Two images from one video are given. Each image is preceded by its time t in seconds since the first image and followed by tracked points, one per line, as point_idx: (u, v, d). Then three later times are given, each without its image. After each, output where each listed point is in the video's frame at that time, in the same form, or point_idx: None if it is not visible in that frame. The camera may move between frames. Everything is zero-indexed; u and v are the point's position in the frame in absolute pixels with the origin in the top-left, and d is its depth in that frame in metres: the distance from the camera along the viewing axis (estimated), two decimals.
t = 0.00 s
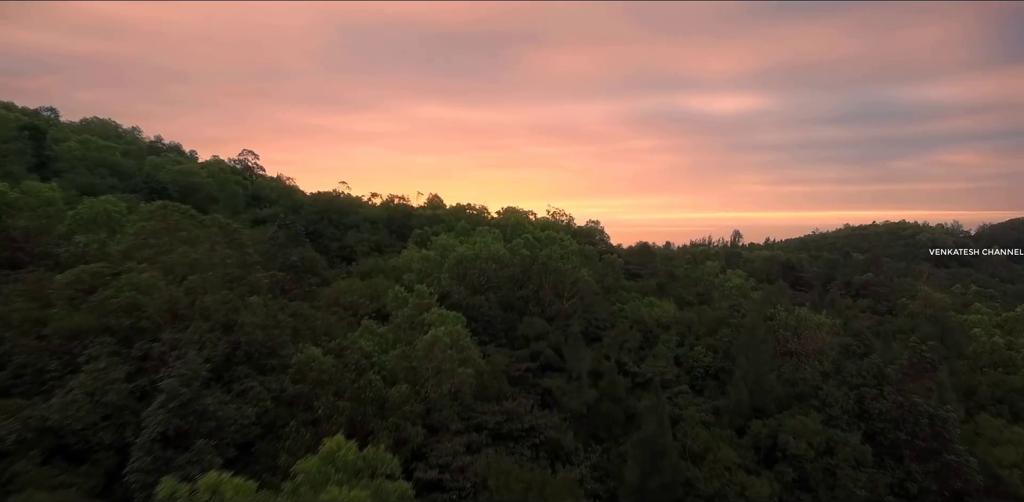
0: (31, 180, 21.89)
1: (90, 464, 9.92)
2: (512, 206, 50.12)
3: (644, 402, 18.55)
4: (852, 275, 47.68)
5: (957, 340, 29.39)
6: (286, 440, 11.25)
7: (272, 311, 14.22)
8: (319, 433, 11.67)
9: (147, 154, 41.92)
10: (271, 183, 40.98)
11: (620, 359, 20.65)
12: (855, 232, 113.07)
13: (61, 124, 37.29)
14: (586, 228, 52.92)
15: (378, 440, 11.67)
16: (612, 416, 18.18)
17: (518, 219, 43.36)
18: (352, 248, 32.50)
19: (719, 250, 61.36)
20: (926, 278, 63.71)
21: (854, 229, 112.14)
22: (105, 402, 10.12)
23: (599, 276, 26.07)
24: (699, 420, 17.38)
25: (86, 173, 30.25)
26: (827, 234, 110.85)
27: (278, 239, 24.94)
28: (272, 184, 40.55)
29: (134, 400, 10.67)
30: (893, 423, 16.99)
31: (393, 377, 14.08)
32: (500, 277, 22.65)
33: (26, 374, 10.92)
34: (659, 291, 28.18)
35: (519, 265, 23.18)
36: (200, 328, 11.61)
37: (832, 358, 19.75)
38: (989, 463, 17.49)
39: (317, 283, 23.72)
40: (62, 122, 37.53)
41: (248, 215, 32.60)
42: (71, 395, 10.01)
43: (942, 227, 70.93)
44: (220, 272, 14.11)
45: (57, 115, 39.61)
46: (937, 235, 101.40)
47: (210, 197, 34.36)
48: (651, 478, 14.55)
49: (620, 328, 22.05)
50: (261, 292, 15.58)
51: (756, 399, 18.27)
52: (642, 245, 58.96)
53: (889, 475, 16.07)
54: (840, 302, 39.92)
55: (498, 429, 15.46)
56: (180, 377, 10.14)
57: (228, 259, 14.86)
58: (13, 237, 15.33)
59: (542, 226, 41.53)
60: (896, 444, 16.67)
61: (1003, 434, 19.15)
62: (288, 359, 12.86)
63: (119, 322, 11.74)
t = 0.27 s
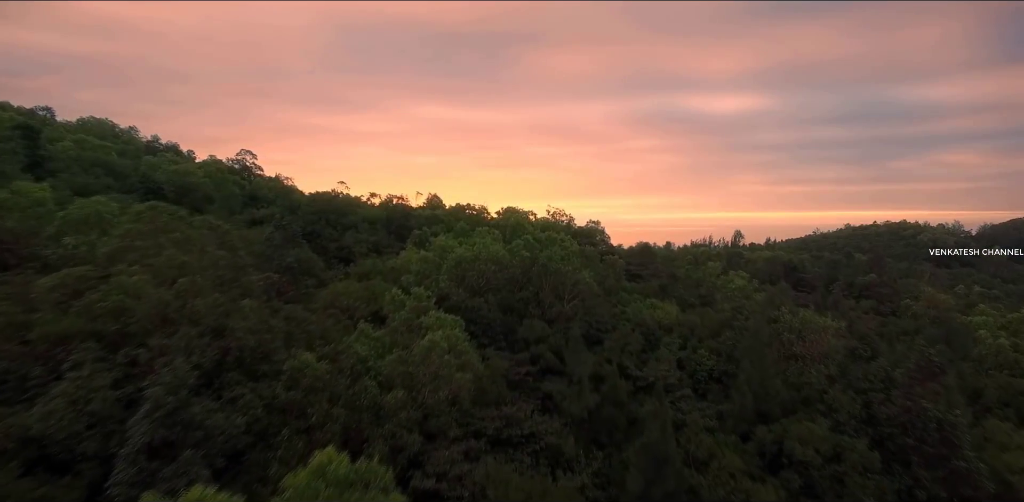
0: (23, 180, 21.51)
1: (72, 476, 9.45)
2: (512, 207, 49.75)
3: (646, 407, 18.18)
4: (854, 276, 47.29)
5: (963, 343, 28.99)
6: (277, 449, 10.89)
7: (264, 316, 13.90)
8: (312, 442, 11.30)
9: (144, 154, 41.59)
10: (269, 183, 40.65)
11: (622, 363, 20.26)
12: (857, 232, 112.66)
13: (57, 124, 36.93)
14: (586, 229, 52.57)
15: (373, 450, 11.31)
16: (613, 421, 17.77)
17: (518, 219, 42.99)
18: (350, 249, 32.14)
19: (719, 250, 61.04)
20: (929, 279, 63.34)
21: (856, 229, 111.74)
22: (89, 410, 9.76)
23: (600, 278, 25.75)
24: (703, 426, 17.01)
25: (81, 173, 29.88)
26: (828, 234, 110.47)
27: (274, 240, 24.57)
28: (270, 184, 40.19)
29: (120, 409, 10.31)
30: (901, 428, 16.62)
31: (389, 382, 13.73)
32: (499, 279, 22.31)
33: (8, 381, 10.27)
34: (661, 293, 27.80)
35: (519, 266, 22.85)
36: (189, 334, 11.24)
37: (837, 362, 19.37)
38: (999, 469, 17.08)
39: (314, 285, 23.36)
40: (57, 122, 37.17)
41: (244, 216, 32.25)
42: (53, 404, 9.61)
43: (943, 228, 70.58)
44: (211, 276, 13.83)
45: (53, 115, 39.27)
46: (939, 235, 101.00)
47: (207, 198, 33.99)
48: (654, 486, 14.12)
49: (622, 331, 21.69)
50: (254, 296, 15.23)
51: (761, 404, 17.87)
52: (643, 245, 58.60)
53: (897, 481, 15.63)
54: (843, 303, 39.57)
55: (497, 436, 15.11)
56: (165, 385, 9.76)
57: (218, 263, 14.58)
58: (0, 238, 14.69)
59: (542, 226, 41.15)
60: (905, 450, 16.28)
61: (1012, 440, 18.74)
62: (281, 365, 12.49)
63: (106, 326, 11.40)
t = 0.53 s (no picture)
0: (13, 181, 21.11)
1: (53, 491, 9.00)
2: (512, 207, 49.35)
3: (649, 413, 17.79)
4: (857, 278, 46.87)
5: (970, 346, 28.58)
6: (268, 462, 10.48)
7: (256, 322, 13.53)
8: (304, 454, 10.91)
9: (141, 154, 41.24)
10: (267, 184, 40.27)
11: (624, 368, 19.89)
12: (858, 232, 112.25)
13: (52, 124, 36.55)
14: (586, 230, 52.21)
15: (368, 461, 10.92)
16: (615, 428, 17.38)
17: (518, 221, 42.59)
18: (347, 251, 31.77)
19: (721, 251, 60.68)
20: (931, 280, 62.97)
21: (857, 230, 111.33)
22: (70, 422, 9.33)
23: (601, 280, 25.37)
24: (707, 434, 16.63)
25: (75, 174, 29.50)
26: (829, 234, 110.05)
27: (269, 242, 24.19)
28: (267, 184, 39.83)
29: (103, 421, 9.89)
30: (910, 436, 16.23)
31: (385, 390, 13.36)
32: (499, 282, 21.93)
33: None
34: (663, 295, 27.43)
35: (519, 269, 22.46)
36: (176, 342, 10.86)
37: (843, 367, 18.97)
38: (1010, 478, 16.68)
39: (311, 288, 22.99)
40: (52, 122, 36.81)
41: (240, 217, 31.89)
42: (32, 416, 9.18)
43: (946, 228, 70.14)
44: (202, 281, 13.47)
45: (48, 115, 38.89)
46: (942, 235, 100.54)
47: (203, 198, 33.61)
48: (657, 497, 13.72)
49: (623, 335, 21.29)
50: (246, 301, 14.86)
51: (766, 410, 17.49)
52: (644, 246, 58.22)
53: (906, 490, 15.20)
54: (846, 305, 39.18)
55: (496, 444, 14.71)
56: (150, 396, 9.37)
57: (209, 268, 14.22)
58: None
59: (542, 228, 40.76)
60: (914, 458, 15.87)
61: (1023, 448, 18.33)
62: (272, 374, 12.11)
63: (91, 334, 10.97)
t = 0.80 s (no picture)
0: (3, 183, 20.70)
1: None
2: (512, 208, 48.94)
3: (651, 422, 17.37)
4: (860, 280, 46.45)
5: (976, 350, 28.13)
6: (257, 477, 10.04)
7: (247, 330, 13.11)
8: (294, 469, 10.48)
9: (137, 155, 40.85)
10: (264, 185, 39.89)
11: (625, 374, 19.48)
12: (860, 232, 111.86)
13: (47, 125, 36.18)
14: (587, 231, 51.83)
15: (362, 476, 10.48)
16: (617, 437, 16.97)
17: (518, 222, 42.21)
18: (345, 253, 31.40)
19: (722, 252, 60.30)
20: (933, 281, 62.58)
21: (858, 230, 110.95)
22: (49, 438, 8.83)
23: (602, 284, 24.97)
24: (711, 443, 16.21)
25: (68, 175, 29.11)
26: (831, 235, 109.64)
27: (264, 246, 23.80)
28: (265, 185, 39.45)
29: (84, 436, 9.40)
30: (919, 445, 15.80)
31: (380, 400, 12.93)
32: (498, 285, 21.52)
33: None
34: (665, 299, 27.01)
35: (518, 273, 22.03)
36: (160, 352, 10.43)
37: (850, 374, 18.53)
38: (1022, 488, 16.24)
39: (306, 291, 22.59)
40: (47, 123, 36.42)
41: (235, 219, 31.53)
42: (7, 432, 8.69)
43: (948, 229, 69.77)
44: (190, 288, 13.04)
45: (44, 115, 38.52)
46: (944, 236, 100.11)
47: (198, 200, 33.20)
48: None
49: (625, 341, 20.87)
50: (237, 308, 14.46)
51: (771, 419, 17.08)
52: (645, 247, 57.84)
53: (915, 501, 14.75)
54: (849, 308, 38.76)
55: (495, 455, 14.29)
56: (131, 411, 8.95)
57: (199, 275, 13.80)
58: None
59: (542, 229, 40.37)
60: (923, 468, 15.43)
61: None
62: (262, 384, 11.69)
63: (73, 343, 10.41)
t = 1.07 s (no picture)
0: None
1: None
2: (512, 210, 48.53)
3: (654, 432, 16.92)
4: (864, 282, 46.01)
5: (985, 355, 27.61)
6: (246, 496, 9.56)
7: (236, 341, 12.68)
8: (283, 486, 10.02)
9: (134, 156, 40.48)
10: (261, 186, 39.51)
11: (628, 382, 19.04)
12: (861, 232, 111.46)
13: (42, 125, 35.80)
14: (587, 232, 51.40)
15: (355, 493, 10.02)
16: (619, 447, 16.52)
17: (517, 224, 41.80)
18: (342, 256, 31.01)
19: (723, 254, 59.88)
20: (936, 283, 62.13)
21: (860, 231, 110.55)
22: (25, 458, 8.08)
23: (603, 287, 24.56)
24: (716, 454, 15.74)
25: (61, 177, 28.67)
26: (832, 236, 109.25)
27: (259, 249, 23.38)
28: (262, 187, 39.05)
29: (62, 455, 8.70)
30: (930, 456, 15.31)
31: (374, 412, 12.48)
32: (497, 290, 21.13)
33: None
34: (668, 303, 26.54)
35: (518, 277, 21.63)
36: (142, 365, 10.01)
37: (858, 382, 18.08)
38: None
39: (302, 296, 22.16)
40: (42, 123, 36.04)
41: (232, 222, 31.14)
42: None
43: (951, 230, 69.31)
44: (179, 296, 12.61)
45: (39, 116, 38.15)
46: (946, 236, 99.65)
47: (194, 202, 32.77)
48: None
49: (627, 347, 20.44)
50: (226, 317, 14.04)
51: (777, 428, 16.64)
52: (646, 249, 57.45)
53: None
54: (852, 311, 38.30)
55: (493, 467, 13.84)
56: (110, 430, 8.54)
57: (187, 284, 13.37)
58: None
59: (542, 231, 39.94)
60: (935, 479, 14.92)
61: None
62: (251, 397, 11.25)
63: (52, 354, 9.66)
